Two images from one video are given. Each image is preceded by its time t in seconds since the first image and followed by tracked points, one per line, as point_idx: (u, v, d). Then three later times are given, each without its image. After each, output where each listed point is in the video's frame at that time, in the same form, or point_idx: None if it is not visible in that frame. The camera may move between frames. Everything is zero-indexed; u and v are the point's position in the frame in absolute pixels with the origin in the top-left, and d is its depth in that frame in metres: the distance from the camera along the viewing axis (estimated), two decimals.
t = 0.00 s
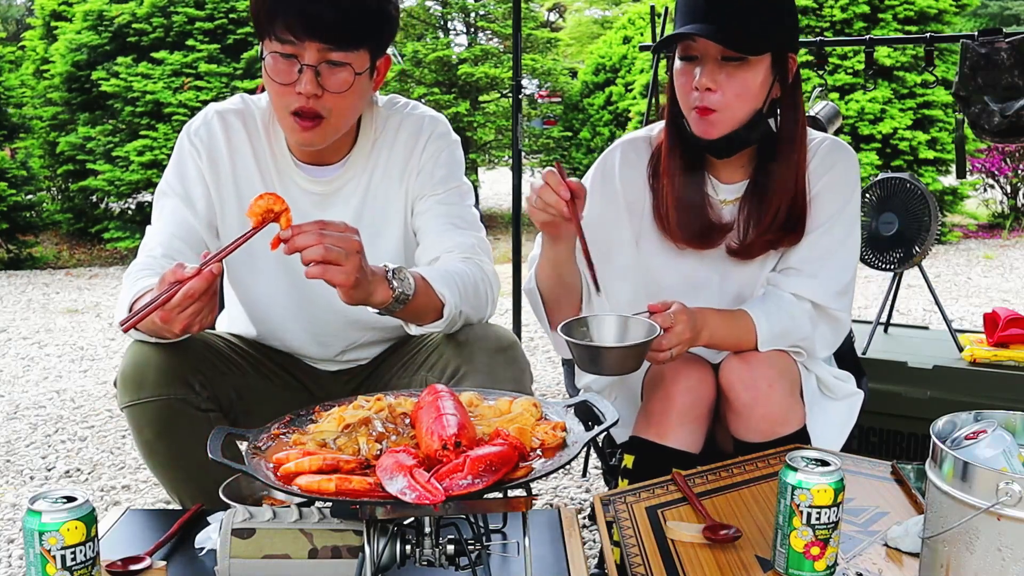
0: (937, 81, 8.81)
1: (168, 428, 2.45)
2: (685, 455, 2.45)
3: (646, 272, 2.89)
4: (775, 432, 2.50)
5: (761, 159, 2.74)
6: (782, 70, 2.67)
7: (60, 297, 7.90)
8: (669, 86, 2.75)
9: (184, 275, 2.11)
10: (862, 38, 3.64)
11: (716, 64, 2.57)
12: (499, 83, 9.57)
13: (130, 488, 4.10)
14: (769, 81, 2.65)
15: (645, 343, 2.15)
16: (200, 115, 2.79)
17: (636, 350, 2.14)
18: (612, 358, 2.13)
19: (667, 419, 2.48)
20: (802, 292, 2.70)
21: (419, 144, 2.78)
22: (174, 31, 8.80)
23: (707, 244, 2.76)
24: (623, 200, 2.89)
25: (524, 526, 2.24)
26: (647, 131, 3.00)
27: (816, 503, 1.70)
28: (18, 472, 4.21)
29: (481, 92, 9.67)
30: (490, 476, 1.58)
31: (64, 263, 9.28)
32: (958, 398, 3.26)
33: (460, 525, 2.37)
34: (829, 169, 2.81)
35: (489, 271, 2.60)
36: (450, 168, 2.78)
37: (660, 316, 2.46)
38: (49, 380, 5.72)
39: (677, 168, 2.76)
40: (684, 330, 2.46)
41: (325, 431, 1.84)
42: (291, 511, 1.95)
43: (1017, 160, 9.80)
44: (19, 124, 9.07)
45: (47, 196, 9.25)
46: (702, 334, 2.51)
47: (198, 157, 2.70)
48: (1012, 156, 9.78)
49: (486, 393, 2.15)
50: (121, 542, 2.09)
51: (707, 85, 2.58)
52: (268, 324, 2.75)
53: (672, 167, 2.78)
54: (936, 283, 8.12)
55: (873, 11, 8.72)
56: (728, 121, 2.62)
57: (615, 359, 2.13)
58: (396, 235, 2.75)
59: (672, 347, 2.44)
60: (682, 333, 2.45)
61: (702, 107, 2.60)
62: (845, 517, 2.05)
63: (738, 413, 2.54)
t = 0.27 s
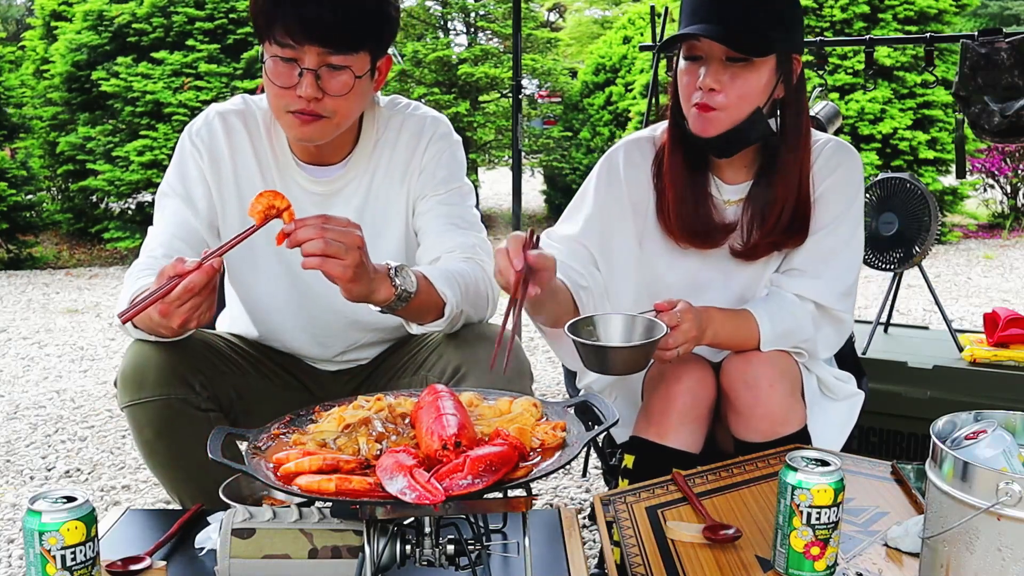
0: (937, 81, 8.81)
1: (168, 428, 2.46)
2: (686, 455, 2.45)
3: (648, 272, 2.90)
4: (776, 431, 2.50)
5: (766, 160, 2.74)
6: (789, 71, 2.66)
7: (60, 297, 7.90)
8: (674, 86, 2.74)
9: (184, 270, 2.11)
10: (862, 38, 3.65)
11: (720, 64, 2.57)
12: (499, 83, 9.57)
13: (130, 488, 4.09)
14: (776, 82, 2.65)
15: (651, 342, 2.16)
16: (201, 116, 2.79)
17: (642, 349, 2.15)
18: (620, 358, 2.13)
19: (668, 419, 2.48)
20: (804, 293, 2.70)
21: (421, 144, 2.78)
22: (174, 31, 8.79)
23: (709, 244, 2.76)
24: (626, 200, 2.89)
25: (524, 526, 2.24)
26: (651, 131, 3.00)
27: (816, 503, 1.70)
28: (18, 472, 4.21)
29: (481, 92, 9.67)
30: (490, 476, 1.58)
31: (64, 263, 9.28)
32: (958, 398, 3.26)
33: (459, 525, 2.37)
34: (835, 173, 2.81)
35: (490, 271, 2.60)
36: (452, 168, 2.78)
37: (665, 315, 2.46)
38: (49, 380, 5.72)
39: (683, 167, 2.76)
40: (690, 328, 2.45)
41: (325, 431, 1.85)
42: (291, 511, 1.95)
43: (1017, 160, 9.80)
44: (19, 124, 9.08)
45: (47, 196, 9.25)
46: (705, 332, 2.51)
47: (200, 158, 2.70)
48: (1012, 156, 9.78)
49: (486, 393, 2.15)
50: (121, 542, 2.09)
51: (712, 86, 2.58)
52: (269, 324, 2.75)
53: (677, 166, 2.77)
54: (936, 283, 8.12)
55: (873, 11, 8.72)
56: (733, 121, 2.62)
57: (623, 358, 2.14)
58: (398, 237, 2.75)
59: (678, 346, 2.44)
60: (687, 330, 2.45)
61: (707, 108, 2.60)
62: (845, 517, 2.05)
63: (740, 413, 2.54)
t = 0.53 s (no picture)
0: (937, 81, 8.81)
1: (168, 428, 2.46)
2: (685, 455, 2.45)
3: (648, 272, 2.90)
4: (776, 431, 2.50)
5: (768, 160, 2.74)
6: (790, 71, 2.66)
7: (60, 297, 7.90)
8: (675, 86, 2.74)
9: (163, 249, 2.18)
10: (862, 38, 3.64)
11: (721, 65, 2.57)
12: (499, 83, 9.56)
13: (130, 488, 4.09)
14: (776, 83, 2.64)
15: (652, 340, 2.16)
16: (200, 120, 2.78)
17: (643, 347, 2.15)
18: (620, 355, 2.13)
19: (667, 419, 2.48)
20: (806, 293, 2.70)
21: (423, 144, 2.79)
22: (174, 31, 8.79)
23: (709, 244, 2.77)
24: (626, 200, 2.89)
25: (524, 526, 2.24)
26: (651, 131, 3.00)
27: (816, 503, 1.70)
28: (18, 472, 4.21)
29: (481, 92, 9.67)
30: (490, 476, 1.58)
31: (64, 263, 9.27)
32: (958, 398, 3.26)
33: (460, 525, 2.37)
34: (837, 173, 2.81)
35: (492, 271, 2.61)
36: (453, 168, 2.79)
37: (665, 313, 2.46)
38: (49, 380, 5.71)
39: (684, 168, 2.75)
40: (691, 326, 2.46)
41: (325, 431, 1.85)
42: (291, 511, 1.95)
43: (1017, 160, 9.80)
44: (19, 124, 9.09)
45: (47, 196, 9.25)
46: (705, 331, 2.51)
47: (198, 160, 2.71)
48: (1012, 156, 9.78)
49: (487, 394, 2.15)
50: (120, 542, 2.09)
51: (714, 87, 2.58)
52: (269, 324, 2.76)
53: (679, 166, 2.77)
54: (936, 283, 8.12)
55: (873, 11, 8.72)
56: (735, 122, 2.62)
57: (623, 356, 2.14)
58: (400, 237, 2.75)
59: (678, 343, 2.45)
60: (688, 328, 2.45)
61: (710, 108, 2.60)
62: (845, 517, 2.05)
63: (740, 413, 2.54)
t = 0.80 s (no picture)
0: (937, 81, 8.81)
1: (169, 428, 2.45)
2: (685, 455, 2.45)
3: (647, 273, 2.90)
4: (776, 432, 2.50)
5: (766, 159, 2.74)
6: (787, 71, 2.66)
7: (60, 297, 7.90)
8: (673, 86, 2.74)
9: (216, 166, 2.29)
10: (862, 38, 3.64)
11: (718, 65, 2.57)
12: (499, 83, 9.56)
13: (130, 488, 4.10)
14: (774, 82, 2.65)
15: (649, 340, 2.16)
16: (195, 132, 2.78)
17: (640, 347, 2.15)
18: (617, 356, 2.14)
19: (667, 419, 2.48)
20: (805, 294, 2.71)
21: (422, 143, 2.79)
22: (174, 31, 8.78)
23: (708, 244, 2.77)
24: (625, 201, 2.89)
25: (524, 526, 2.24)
26: (649, 132, 3.00)
27: (816, 503, 1.70)
28: (18, 472, 4.22)
29: (481, 92, 9.67)
30: (490, 476, 1.58)
31: (64, 263, 9.27)
32: (958, 398, 3.26)
33: (459, 525, 2.36)
34: (836, 172, 2.81)
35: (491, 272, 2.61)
36: (452, 168, 2.79)
37: (664, 313, 2.46)
38: (49, 380, 5.71)
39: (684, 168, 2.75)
40: (690, 327, 2.46)
41: (325, 431, 1.85)
42: (291, 511, 1.95)
43: (1017, 160, 9.80)
44: (19, 124, 9.09)
45: (47, 196, 9.25)
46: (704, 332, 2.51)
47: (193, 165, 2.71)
48: (1012, 156, 9.78)
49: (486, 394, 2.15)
50: (120, 542, 2.09)
51: (712, 86, 2.58)
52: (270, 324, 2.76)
53: (678, 167, 2.77)
54: (936, 283, 8.12)
55: (873, 11, 8.72)
56: (734, 121, 2.62)
57: (619, 357, 2.14)
58: (399, 237, 2.75)
59: (677, 344, 2.45)
60: (686, 329, 2.45)
61: (708, 108, 2.60)
62: (845, 517, 2.05)
63: (739, 413, 2.54)
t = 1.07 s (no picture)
0: (937, 81, 8.81)
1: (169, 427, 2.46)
2: (684, 455, 2.45)
3: (646, 273, 2.90)
4: (774, 432, 2.50)
5: (764, 159, 2.74)
6: (784, 72, 2.66)
7: (60, 297, 7.90)
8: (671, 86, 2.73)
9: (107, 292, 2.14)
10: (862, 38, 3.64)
11: (716, 66, 2.57)
12: (499, 83, 9.56)
13: (130, 488, 4.09)
14: (771, 83, 2.65)
15: (644, 340, 2.16)
16: (193, 139, 2.78)
17: (635, 348, 2.15)
18: (613, 357, 2.14)
19: (665, 419, 2.47)
20: (804, 293, 2.71)
21: (423, 142, 2.79)
22: (174, 31, 8.78)
23: (706, 244, 2.77)
24: (623, 202, 2.89)
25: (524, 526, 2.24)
26: (648, 132, 3.00)
27: (816, 504, 1.70)
28: (18, 472, 4.22)
29: (481, 92, 9.68)
30: (490, 476, 1.58)
31: (64, 263, 9.27)
32: (958, 398, 3.27)
33: (459, 525, 2.36)
34: (836, 172, 2.81)
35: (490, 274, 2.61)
36: (454, 167, 2.79)
37: (660, 314, 2.46)
38: (49, 380, 5.71)
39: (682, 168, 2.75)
40: (686, 328, 2.46)
41: (325, 431, 1.85)
42: (291, 511, 1.95)
43: (1017, 160, 9.79)
44: (19, 124, 9.10)
45: (47, 196, 9.26)
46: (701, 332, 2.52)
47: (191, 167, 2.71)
48: (1012, 156, 9.78)
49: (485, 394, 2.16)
50: (120, 542, 2.09)
51: (711, 88, 2.57)
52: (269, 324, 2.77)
53: (677, 167, 2.77)
54: (936, 283, 8.12)
55: (873, 11, 8.72)
56: (731, 121, 2.62)
57: (615, 357, 2.14)
58: (400, 237, 2.75)
59: (673, 344, 2.46)
60: (682, 329, 2.45)
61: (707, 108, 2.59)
62: (845, 517, 2.05)
63: (738, 413, 2.54)
